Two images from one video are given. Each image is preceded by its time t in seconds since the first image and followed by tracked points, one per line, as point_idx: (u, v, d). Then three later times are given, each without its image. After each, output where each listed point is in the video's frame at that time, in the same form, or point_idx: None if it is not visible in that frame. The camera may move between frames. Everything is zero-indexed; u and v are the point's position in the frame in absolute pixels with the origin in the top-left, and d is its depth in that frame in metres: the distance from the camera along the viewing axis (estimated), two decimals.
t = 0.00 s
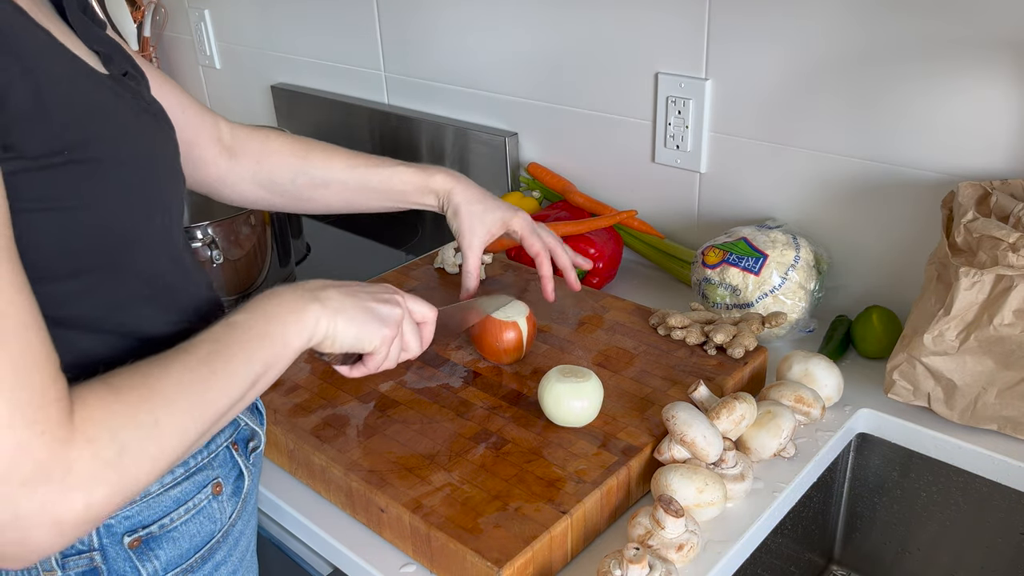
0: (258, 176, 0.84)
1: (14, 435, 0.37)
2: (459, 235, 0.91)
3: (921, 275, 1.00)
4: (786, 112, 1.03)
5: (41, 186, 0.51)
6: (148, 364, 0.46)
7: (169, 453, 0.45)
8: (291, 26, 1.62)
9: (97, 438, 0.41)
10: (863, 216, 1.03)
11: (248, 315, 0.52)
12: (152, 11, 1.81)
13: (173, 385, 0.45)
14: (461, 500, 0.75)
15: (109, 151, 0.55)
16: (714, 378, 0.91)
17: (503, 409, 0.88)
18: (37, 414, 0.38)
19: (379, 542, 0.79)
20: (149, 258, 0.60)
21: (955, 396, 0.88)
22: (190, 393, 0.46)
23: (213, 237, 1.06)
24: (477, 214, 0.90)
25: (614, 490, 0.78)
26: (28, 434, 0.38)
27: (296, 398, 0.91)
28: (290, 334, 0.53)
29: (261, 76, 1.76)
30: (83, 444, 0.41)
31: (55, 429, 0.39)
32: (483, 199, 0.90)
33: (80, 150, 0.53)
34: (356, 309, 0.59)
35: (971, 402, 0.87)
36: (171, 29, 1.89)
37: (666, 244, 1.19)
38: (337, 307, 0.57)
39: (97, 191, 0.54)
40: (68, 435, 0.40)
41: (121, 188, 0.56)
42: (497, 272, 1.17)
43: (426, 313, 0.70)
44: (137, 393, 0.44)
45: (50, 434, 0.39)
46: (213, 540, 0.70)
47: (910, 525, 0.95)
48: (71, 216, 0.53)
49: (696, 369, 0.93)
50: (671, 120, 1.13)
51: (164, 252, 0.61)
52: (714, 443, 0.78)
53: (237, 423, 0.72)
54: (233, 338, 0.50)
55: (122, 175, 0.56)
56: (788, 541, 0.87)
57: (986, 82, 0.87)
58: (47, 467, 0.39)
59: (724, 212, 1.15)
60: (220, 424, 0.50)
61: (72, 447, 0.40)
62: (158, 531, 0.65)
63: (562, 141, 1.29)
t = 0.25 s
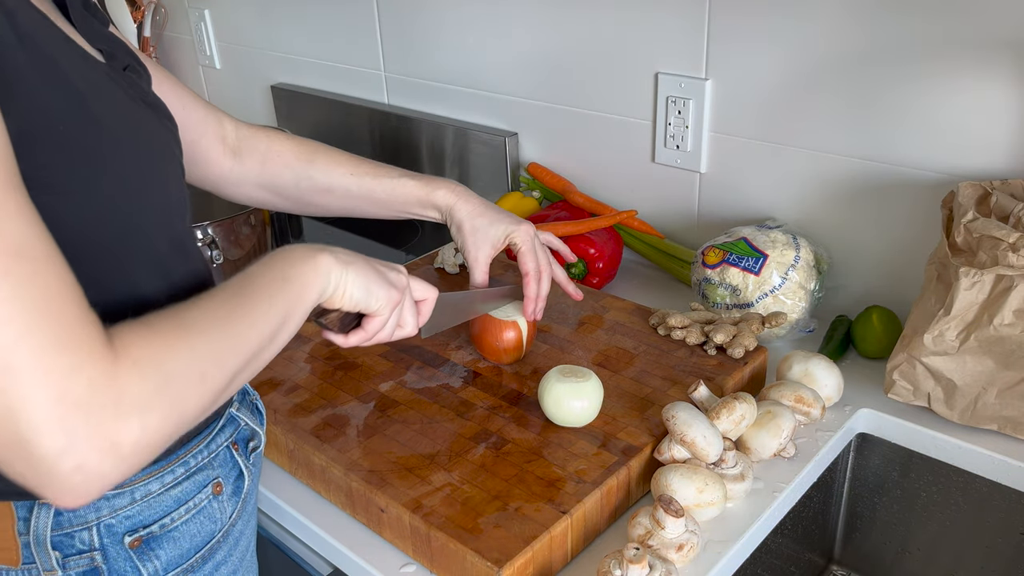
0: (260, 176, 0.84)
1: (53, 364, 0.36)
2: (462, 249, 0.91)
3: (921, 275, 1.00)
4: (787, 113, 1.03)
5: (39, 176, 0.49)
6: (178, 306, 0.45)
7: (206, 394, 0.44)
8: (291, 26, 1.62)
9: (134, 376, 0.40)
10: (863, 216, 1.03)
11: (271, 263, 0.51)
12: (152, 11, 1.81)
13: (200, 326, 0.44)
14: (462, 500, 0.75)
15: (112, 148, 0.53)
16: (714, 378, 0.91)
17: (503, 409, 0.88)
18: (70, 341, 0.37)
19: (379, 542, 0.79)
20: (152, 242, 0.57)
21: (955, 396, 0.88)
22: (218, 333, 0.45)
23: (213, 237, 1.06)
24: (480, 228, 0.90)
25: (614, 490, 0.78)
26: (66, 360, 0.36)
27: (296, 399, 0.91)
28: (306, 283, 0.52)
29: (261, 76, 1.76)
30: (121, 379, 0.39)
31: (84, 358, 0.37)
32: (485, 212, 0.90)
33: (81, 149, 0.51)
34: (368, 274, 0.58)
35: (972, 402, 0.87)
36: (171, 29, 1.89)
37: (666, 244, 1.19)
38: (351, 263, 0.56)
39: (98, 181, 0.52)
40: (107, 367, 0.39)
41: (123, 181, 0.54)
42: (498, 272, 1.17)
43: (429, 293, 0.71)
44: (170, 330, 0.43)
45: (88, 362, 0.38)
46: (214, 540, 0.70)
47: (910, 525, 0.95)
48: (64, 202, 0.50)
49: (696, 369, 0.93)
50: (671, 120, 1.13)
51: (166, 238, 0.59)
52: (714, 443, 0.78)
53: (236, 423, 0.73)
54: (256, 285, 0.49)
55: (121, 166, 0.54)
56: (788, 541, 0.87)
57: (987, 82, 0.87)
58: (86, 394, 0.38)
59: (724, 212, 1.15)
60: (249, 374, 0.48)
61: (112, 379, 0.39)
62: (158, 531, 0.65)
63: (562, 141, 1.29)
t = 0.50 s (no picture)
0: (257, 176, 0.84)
1: (109, 235, 0.37)
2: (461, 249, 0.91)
3: (921, 275, 1.00)
4: (787, 113, 1.03)
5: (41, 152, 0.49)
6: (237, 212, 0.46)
7: (257, 300, 0.44)
8: (291, 26, 1.62)
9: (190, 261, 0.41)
10: (863, 216, 1.03)
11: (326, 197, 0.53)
12: (152, 11, 1.80)
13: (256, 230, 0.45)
14: (462, 500, 0.75)
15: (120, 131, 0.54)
16: (714, 378, 0.91)
17: (503, 409, 0.88)
18: (122, 215, 0.38)
19: (379, 542, 0.79)
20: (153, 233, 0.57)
21: (955, 396, 0.88)
22: (271, 242, 0.45)
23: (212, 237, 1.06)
24: (480, 229, 0.89)
25: (614, 490, 0.78)
26: (119, 233, 0.37)
27: (297, 399, 0.91)
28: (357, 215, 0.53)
29: (261, 76, 1.76)
30: (180, 262, 0.40)
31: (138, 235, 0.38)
32: (485, 212, 0.89)
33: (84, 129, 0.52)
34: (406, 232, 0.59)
35: (972, 402, 0.87)
36: (171, 29, 1.89)
37: (666, 244, 1.19)
38: (393, 216, 0.57)
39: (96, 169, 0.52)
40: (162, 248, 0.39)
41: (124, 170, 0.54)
42: (498, 272, 1.17)
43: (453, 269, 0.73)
44: (227, 230, 0.44)
45: (143, 235, 0.39)
46: (211, 539, 0.70)
47: (910, 525, 0.95)
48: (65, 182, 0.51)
49: (696, 369, 0.93)
50: (671, 120, 1.13)
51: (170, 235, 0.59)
52: (714, 443, 0.78)
53: (232, 422, 0.72)
54: (311, 209, 0.50)
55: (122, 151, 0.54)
56: (788, 541, 0.87)
57: (987, 82, 0.87)
58: (143, 272, 0.38)
59: (724, 211, 1.15)
60: (300, 297, 0.49)
61: (166, 260, 0.40)
62: (154, 529, 0.65)
63: (562, 141, 1.29)
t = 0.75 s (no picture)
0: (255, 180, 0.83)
1: (167, 142, 0.40)
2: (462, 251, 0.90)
3: (921, 275, 1.00)
4: (787, 113, 1.03)
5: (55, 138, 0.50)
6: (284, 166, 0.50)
7: (297, 232, 0.46)
8: (291, 26, 1.62)
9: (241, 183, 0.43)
10: (863, 216, 1.02)
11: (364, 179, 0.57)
12: (152, 11, 1.80)
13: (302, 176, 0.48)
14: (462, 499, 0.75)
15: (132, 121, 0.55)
16: (714, 378, 0.91)
17: (503, 409, 0.88)
18: (174, 132, 0.41)
19: (378, 542, 0.79)
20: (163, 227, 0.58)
21: (955, 396, 0.88)
22: (315, 187, 0.49)
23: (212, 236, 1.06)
24: (480, 229, 0.89)
25: (614, 490, 0.78)
26: (171, 148, 0.40)
27: (297, 399, 0.91)
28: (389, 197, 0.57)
29: (261, 76, 1.75)
30: (232, 176, 0.43)
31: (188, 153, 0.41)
32: (483, 212, 0.90)
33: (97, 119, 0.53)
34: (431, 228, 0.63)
35: (972, 402, 0.87)
36: (171, 29, 1.89)
37: (666, 244, 1.19)
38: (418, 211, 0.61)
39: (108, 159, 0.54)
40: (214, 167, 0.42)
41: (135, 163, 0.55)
42: (498, 272, 1.17)
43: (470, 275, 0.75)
44: (280, 167, 0.47)
45: (200, 150, 0.42)
46: (218, 532, 0.70)
47: (910, 526, 0.95)
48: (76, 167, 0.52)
49: (696, 369, 0.93)
50: (671, 120, 1.13)
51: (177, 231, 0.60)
52: (714, 443, 0.78)
53: (236, 416, 0.72)
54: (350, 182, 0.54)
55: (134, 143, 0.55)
56: (788, 542, 0.87)
57: (987, 82, 0.87)
58: (195, 180, 0.41)
59: (724, 212, 1.15)
60: (336, 250, 0.51)
61: (217, 175, 0.42)
62: (162, 522, 0.65)
63: (562, 141, 1.29)
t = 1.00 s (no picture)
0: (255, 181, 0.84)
1: (138, 187, 0.40)
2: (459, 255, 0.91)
3: (921, 275, 1.00)
4: (786, 113, 1.03)
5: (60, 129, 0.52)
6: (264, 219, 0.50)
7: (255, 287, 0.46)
8: (291, 26, 1.62)
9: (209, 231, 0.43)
10: (864, 217, 1.02)
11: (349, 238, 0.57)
12: (152, 11, 1.80)
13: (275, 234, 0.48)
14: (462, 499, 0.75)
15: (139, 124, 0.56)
16: (714, 378, 0.91)
17: (503, 409, 0.88)
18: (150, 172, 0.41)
19: (378, 542, 0.79)
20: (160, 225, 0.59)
21: (955, 396, 0.88)
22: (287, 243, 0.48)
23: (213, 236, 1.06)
24: (477, 230, 0.90)
25: (614, 490, 0.78)
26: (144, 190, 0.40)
27: (297, 399, 0.91)
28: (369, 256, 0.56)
29: (261, 76, 1.76)
30: (198, 226, 0.43)
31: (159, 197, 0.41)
32: (479, 212, 0.90)
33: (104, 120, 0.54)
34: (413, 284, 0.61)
35: (972, 402, 0.87)
36: (171, 29, 1.89)
37: (666, 244, 1.19)
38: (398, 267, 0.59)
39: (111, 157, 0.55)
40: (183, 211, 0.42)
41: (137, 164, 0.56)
42: (498, 272, 1.17)
43: (462, 311, 0.73)
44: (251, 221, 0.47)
45: (170, 194, 0.41)
46: (215, 533, 0.70)
47: (910, 526, 0.95)
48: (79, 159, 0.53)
49: (696, 369, 0.93)
50: (671, 120, 1.13)
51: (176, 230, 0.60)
52: (714, 443, 0.78)
53: (232, 417, 0.72)
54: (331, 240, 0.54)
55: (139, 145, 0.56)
56: (788, 542, 0.87)
57: (987, 82, 0.87)
58: (162, 226, 0.41)
59: (724, 211, 1.15)
60: (303, 307, 0.50)
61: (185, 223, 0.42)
62: (159, 524, 0.65)
63: (562, 141, 1.29)
